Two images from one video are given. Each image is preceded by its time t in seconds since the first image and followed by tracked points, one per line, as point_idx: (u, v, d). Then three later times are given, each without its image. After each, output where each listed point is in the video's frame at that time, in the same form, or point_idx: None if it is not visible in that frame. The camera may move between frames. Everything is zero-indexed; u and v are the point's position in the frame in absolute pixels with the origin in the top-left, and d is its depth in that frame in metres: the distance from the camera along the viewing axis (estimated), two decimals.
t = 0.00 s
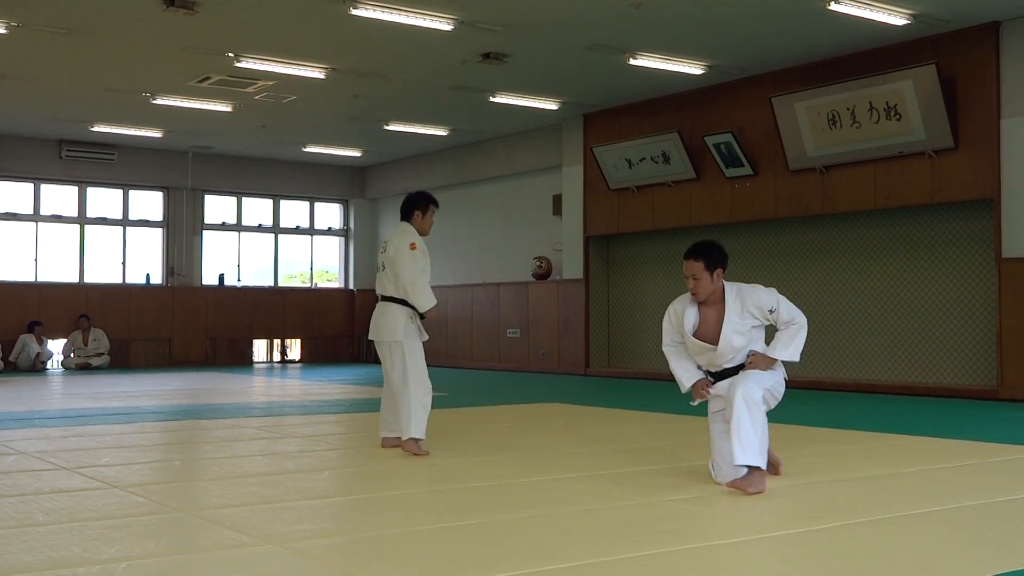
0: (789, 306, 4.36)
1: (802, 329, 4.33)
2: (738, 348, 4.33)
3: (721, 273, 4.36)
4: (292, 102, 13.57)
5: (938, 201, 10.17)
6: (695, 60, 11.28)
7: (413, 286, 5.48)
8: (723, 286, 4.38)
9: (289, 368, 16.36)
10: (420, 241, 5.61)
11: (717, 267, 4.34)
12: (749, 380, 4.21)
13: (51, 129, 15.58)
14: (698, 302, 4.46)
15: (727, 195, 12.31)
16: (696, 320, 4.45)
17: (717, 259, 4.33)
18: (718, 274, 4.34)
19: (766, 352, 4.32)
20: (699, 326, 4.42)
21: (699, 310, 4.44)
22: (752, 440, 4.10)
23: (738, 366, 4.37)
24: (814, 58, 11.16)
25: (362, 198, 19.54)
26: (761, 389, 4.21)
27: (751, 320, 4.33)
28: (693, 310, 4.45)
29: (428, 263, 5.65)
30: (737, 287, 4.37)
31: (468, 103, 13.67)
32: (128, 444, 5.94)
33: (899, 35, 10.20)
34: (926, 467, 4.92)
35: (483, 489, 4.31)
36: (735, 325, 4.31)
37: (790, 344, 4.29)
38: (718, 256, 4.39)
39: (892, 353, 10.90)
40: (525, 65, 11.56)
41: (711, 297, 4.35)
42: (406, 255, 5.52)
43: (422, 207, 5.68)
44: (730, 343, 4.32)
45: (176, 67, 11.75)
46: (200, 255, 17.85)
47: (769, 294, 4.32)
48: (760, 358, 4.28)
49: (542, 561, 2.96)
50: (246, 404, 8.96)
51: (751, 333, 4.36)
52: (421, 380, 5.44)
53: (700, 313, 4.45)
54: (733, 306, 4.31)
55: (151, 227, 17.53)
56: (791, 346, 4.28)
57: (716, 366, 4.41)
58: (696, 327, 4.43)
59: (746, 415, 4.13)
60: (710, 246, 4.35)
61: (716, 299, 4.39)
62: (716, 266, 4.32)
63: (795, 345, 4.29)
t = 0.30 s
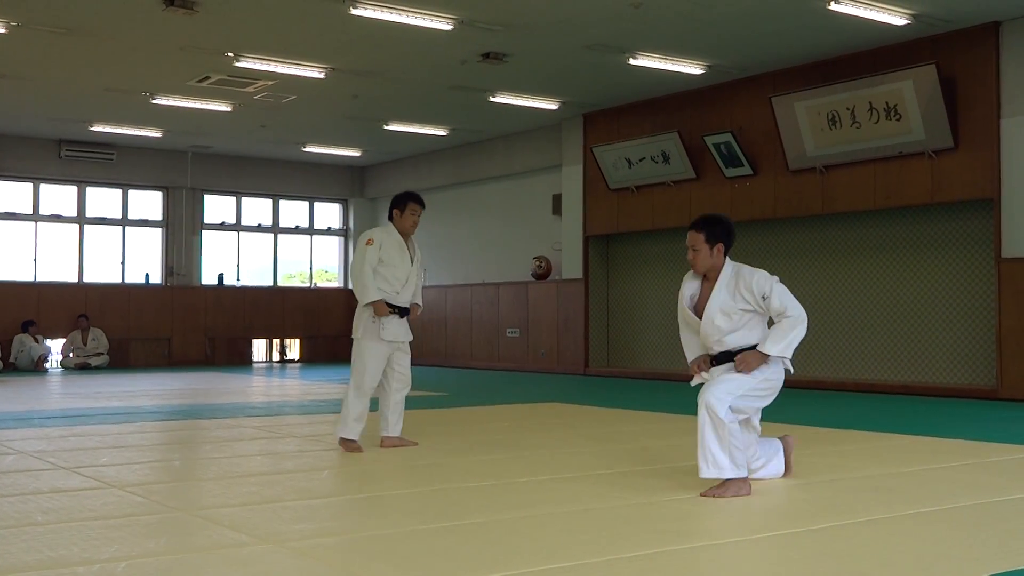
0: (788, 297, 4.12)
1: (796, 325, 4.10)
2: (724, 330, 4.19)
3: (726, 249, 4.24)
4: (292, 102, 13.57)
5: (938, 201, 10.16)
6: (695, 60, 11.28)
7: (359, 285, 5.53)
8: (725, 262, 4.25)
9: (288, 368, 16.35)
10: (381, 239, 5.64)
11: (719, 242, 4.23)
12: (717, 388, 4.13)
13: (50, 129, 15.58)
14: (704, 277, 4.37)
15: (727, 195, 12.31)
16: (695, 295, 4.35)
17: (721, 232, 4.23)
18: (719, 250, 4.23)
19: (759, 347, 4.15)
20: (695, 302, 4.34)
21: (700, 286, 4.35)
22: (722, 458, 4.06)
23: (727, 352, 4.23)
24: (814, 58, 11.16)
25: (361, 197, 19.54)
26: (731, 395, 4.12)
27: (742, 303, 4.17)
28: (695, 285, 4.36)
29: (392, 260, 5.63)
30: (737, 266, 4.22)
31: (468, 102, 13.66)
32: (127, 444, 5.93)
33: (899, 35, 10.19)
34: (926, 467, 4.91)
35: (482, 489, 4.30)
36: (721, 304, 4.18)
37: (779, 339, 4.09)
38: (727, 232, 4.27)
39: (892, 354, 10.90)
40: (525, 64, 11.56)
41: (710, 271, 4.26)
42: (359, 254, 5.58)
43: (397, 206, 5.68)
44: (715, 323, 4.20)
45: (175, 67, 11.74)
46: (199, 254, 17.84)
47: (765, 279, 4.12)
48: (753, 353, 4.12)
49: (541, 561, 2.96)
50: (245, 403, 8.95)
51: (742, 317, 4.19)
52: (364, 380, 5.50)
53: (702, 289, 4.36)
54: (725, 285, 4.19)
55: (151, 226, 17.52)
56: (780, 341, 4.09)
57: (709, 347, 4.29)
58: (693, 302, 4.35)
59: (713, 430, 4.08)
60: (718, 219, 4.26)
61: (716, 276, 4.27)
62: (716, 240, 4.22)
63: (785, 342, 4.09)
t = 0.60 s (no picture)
0: (765, 247, 4.12)
1: (772, 276, 4.07)
2: (702, 274, 4.29)
3: (710, 192, 4.33)
4: (291, 100, 13.56)
5: (938, 198, 10.16)
6: (695, 58, 11.26)
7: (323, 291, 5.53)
8: (708, 206, 4.34)
9: (288, 367, 16.34)
10: (346, 242, 5.66)
11: (700, 185, 4.33)
12: (716, 390, 4.08)
13: (50, 128, 15.57)
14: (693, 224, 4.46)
15: (727, 193, 12.32)
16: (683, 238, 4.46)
17: (704, 176, 4.33)
18: (700, 193, 4.32)
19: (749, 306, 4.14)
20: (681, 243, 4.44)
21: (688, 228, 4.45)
22: (725, 463, 4.05)
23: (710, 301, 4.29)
24: (813, 55, 11.15)
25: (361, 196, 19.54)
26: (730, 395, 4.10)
27: (721, 248, 4.24)
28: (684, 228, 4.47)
29: (360, 261, 5.65)
30: (718, 209, 4.30)
31: (468, 100, 13.65)
32: (128, 442, 5.93)
33: (898, 32, 10.19)
34: (925, 464, 4.92)
35: (483, 487, 4.30)
36: (700, 247, 4.28)
37: (756, 291, 4.08)
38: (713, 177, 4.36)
39: (892, 351, 10.90)
40: (524, 62, 11.55)
41: (693, 215, 4.37)
42: (325, 259, 5.60)
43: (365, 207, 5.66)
44: (694, 267, 4.31)
45: (174, 65, 11.72)
46: (199, 253, 17.84)
47: (742, 225, 4.15)
48: (744, 316, 4.12)
49: (541, 559, 2.96)
50: (246, 402, 8.95)
51: (721, 263, 4.26)
52: (335, 380, 5.56)
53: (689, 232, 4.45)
54: (704, 228, 4.28)
55: (151, 225, 17.52)
56: (760, 296, 4.07)
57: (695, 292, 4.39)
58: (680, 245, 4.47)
59: (716, 436, 4.07)
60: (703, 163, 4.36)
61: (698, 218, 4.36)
62: (697, 183, 4.32)
63: (761, 294, 4.08)
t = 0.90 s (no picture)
0: (735, 227, 4.07)
1: (735, 258, 4.03)
2: (677, 243, 4.30)
3: (700, 160, 4.35)
4: (292, 98, 13.54)
5: (938, 197, 10.15)
6: (695, 56, 11.25)
7: (294, 291, 5.57)
8: (697, 174, 4.36)
9: (288, 365, 16.33)
10: (319, 242, 5.68)
11: (690, 154, 4.36)
12: (723, 392, 4.05)
13: (50, 125, 15.56)
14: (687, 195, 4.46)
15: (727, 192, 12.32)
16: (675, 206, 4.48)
17: (695, 145, 4.35)
18: (689, 161, 4.35)
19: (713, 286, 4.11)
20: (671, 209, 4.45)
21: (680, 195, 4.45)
22: (746, 459, 4.03)
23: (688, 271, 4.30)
24: (814, 54, 11.15)
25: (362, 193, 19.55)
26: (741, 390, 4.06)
27: (694, 220, 4.22)
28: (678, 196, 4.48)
29: (335, 259, 5.68)
30: (704, 178, 4.30)
31: (468, 99, 13.64)
32: (128, 440, 5.93)
33: (899, 31, 10.18)
34: (926, 463, 4.92)
35: (484, 485, 4.30)
36: (676, 215, 4.28)
37: (719, 273, 4.04)
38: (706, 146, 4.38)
39: (892, 350, 10.90)
40: (525, 61, 11.54)
41: (682, 182, 4.40)
42: (299, 262, 5.63)
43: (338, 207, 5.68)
44: (671, 236, 4.33)
45: (175, 63, 11.71)
46: (199, 251, 17.84)
47: (716, 201, 4.12)
48: (705, 296, 4.08)
49: (541, 558, 2.96)
50: (246, 400, 8.95)
51: (695, 235, 4.24)
52: (323, 377, 5.57)
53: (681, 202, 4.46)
54: (684, 197, 4.28)
55: (151, 223, 17.52)
56: (721, 278, 4.03)
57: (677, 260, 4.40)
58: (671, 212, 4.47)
59: (735, 436, 4.03)
60: (696, 132, 4.38)
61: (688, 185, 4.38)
62: (686, 150, 4.35)
63: (721, 274, 4.04)
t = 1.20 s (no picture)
0: (698, 230, 4.05)
1: (692, 260, 4.01)
2: (653, 240, 4.31)
3: (680, 159, 4.35)
4: (291, 97, 13.54)
5: (937, 194, 10.16)
6: (694, 54, 11.25)
7: (292, 291, 5.62)
8: (676, 171, 4.35)
9: (288, 364, 16.32)
10: (318, 242, 5.71)
11: (668, 152, 4.36)
12: (703, 393, 4.01)
13: (49, 125, 15.55)
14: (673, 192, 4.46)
15: (726, 190, 12.33)
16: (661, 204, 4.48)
17: (673, 143, 4.36)
18: (668, 160, 4.36)
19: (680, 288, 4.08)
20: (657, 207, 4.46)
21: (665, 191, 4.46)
22: (733, 456, 4.01)
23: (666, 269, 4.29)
24: (813, 51, 11.15)
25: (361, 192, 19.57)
26: (721, 389, 4.03)
27: (667, 219, 4.22)
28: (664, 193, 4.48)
29: (333, 258, 5.70)
30: (681, 177, 4.30)
31: (467, 97, 13.63)
32: (128, 439, 5.93)
33: (898, 28, 10.18)
34: (925, 460, 4.91)
35: (483, 484, 4.30)
36: (653, 212, 4.30)
37: (681, 274, 4.02)
38: (684, 145, 4.38)
39: (892, 347, 10.89)
40: (524, 59, 11.53)
41: (664, 181, 4.40)
42: (300, 263, 5.69)
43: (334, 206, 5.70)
44: (649, 232, 4.34)
45: (173, 62, 11.71)
46: (199, 250, 17.83)
47: (684, 201, 4.11)
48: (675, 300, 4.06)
49: (541, 555, 2.97)
50: (246, 399, 8.95)
51: (669, 233, 4.24)
52: (323, 376, 5.54)
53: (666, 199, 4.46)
54: (661, 195, 4.28)
55: (151, 222, 17.53)
56: (685, 281, 4.00)
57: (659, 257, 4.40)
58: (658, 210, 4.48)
59: (718, 436, 4.01)
60: (674, 131, 4.39)
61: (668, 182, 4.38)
62: (665, 149, 4.36)
63: (683, 275, 4.01)
